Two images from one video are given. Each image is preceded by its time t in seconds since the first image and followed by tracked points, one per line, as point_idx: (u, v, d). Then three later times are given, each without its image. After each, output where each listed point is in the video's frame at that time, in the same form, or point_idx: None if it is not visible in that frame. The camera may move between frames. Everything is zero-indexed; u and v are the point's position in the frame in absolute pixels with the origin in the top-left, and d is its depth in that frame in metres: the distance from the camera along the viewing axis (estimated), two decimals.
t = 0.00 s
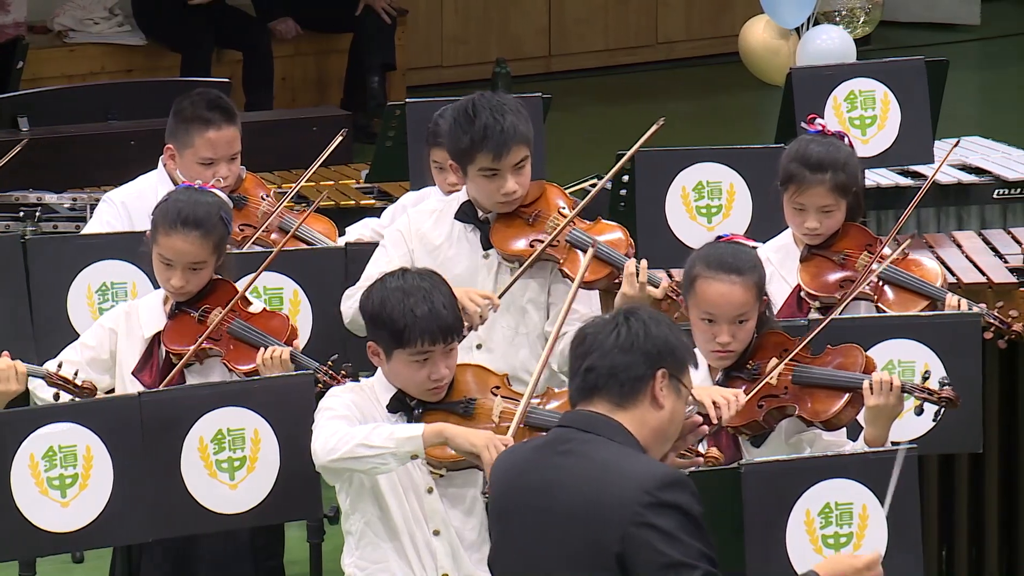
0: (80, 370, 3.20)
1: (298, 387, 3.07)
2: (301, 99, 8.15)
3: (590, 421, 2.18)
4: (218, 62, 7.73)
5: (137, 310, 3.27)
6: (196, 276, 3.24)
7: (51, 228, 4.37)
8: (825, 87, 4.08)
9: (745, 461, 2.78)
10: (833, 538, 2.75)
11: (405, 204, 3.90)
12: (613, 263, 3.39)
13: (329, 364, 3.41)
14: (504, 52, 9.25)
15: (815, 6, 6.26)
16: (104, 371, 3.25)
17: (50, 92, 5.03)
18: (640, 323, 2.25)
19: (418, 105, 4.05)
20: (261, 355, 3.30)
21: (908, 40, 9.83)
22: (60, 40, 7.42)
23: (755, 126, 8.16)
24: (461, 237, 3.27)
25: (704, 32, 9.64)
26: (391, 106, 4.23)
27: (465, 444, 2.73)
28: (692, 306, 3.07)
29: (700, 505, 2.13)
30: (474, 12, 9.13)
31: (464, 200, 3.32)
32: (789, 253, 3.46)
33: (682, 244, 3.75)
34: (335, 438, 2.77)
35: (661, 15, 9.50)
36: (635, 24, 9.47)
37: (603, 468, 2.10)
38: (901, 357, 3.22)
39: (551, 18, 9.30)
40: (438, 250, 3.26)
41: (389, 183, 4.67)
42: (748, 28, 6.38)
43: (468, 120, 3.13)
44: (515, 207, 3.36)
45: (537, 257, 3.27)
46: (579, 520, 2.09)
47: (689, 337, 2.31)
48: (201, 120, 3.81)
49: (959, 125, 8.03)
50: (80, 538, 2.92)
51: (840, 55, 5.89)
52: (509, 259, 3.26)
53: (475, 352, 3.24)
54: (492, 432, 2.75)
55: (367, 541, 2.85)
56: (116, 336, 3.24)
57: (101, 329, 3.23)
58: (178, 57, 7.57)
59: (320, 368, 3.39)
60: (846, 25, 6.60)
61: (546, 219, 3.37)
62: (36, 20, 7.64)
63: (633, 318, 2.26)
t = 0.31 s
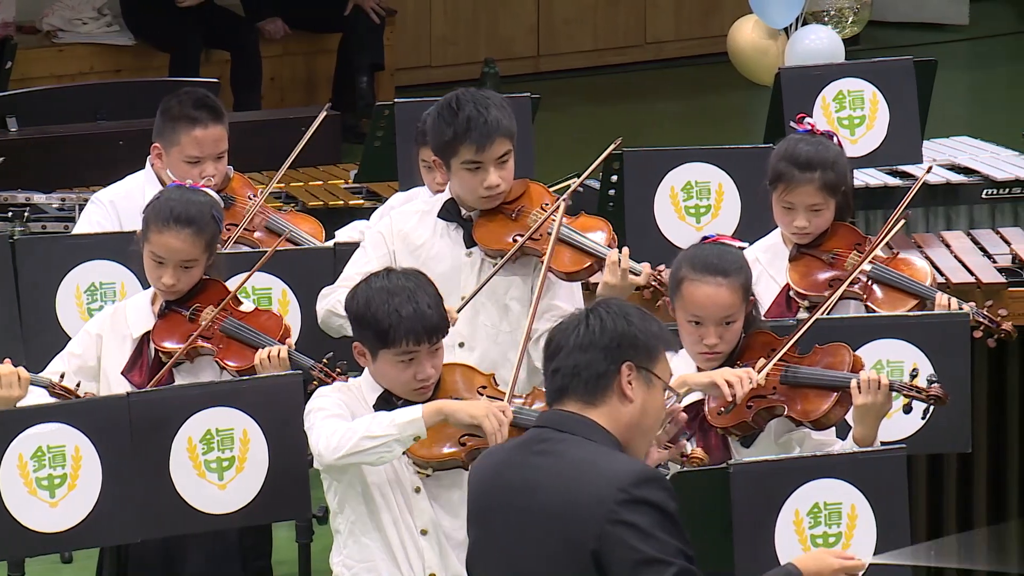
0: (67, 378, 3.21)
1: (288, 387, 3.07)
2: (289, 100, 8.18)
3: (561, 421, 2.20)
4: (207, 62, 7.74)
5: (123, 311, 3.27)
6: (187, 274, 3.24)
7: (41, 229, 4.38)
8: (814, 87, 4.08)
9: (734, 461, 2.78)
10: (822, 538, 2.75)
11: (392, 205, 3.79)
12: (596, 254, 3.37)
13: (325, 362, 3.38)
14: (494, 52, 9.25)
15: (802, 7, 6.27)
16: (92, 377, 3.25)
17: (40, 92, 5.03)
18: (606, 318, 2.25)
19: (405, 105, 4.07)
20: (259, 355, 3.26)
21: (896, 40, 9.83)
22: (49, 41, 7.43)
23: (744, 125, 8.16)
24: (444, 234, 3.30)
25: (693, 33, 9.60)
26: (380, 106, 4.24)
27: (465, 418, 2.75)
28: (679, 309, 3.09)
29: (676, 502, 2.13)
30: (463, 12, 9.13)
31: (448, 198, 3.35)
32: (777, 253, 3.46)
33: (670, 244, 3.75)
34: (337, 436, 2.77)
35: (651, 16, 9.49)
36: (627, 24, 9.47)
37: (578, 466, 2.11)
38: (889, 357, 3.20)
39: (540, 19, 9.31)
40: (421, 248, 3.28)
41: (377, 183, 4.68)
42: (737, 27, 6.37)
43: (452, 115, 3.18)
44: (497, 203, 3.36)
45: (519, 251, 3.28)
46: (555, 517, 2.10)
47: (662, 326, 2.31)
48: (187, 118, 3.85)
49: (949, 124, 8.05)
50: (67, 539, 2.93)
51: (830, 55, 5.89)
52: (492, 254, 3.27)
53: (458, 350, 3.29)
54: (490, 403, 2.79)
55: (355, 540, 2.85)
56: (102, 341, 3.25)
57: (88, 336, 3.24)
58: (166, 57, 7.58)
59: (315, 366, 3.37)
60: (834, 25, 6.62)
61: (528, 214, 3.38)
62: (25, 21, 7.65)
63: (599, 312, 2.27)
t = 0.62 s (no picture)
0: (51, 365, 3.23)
1: (276, 388, 3.06)
2: (276, 100, 8.21)
3: (550, 421, 2.19)
4: (195, 62, 7.77)
5: (111, 307, 3.28)
6: (170, 268, 3.25)
7: (28, 228, 4.38)
8: (801, 87, 4.09)
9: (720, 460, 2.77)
10: (810, 538, 2.76)
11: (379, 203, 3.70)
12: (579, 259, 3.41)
13: (302, 359, 3.40)
14: (481, 52, 9.25)
15: (790, 6, 6.26)
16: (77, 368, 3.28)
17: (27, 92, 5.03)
18: (592, 318, 2.27)
19: (392, 105, 4.08)
20: (240, 348, 3.27)
21: (884, 40, 9.85)
22: (36, 41, 7.44)
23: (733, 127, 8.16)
24: (426, 237, 3.31)
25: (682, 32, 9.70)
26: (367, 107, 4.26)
27: (439, 440, 2.73)
28: (670, 308, 3.08)
29: (659, 502, 2.14)
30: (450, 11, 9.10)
31: (429, 200, 3.37)
32: (765, 253, 3.45)
33: (659, 246, 3.76)
34: (309, 443, 2.78)
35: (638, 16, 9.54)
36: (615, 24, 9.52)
37: (560, 467, 2.11)
38: (877, 357, 3.19)
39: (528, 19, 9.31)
40: (403, 251, 3.30)
41: (364, 183, 4.70)
42: (724, 27, 6.37)
43: (436, 117, 3.21)
44: (480, 207, 3.39)
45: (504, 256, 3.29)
46: (537, 518, 2.09)
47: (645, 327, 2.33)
48: (177, 119, 3.88)
49: (937, 124, 8.08)
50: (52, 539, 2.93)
51: (817, 54, 5.90)
52: (475, 257, 3.29)
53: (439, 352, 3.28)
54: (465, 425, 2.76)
55: (345, 541, 2.86)
56: (89, 333, 3.26)
57: (74, 326, 3.26)
58: (153, 57, 7.59)
59: (293, 363, 3.39)
60: (822, 25, 6.62)
61: (512, 217, 3.41)
62: (12, 21, 7.66)
63: (584, 312, 2.28)
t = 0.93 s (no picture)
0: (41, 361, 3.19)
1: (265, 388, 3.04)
2: (265, 100, 8.20)
3: (548, 422, 2.19)
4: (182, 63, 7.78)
5: (97, 306, 3.30)
6: (160, 262, 3.24)
7: (17, 229, 4.39)
8: (789, 87, 4.09)
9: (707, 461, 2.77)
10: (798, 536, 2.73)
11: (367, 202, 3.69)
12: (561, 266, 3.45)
13: (288, 347, 3.40)
14: (469, 51, 9.25)
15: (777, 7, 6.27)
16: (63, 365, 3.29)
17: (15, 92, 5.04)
18: (577, 313, 2.24)
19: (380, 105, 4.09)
20: (222, 339, 3.29)
21: (873, 40, 9.97)
22: (23, 41, 7.46)
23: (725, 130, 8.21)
24: (410, 240, 3.34)
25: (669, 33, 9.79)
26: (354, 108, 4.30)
27: (433, 439, 2.72)
28: (658, 307, 3.05)
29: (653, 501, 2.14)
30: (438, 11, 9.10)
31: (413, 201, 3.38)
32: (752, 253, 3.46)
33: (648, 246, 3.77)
34: (303, 440, 2.78)
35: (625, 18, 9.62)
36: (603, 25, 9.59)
37: (557, 468, 2.11)
38: (865, 356, 3.17)
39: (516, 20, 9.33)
40: (388, 253, 3.33)
41: (352, 184, 4.75)
42: (712, 27, 6.36)
43: (418, 122, 3.23)
44: (464, 210, 3.41)
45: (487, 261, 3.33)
46: (533, 520, 2.09)
47: (635, 314, 2.29)
48: (168, 118, 3.89)
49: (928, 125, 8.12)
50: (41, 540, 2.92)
51: (805, 55, 5.91)
52: (458, 262, 3.33)
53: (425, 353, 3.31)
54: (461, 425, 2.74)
55: (334, 541, 2.84)
56: (76, 330, 3.28)
57: (61, 323, 3.27)
58: (140, 58, 7.61)
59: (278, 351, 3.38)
60: (810, 25, 6.63)
61: (496, 222, 3.42)
62: None
63: (569, 306, 2.26)
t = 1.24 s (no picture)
0: (25, 369, 3.23)
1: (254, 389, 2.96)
2: (252, 99, 8.36)
3: (543, 425, 2.18)
4: (169, 63, 7.87)
5: (83, 310, 3.30)
6: (145, 268, 3.26)
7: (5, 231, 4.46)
8: (777, 86, 4.16)
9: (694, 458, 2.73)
10: (785, 537, 2.71)
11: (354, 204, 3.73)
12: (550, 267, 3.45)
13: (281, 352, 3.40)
14: (456, 52, 9.35)
15: (764, 7, 6.27)
16: (49, 371, 3.28)
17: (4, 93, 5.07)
18: (561, 315, 2.23)
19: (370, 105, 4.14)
20: (214, 345, 3.30)
21: (860, 40, 10.15)
22: (11, 41, 7.53)
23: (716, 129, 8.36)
24: (397, 241, 3.33)
25: (658, 32, 9.87)
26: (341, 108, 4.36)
27: (436, 419, 2.66)
28: (642, 307, 3.01)
29: (642, 505, 2.12)
30: (424, 11, 9.19)
31: (400, 202, 3.38)
32: (740, 253, 3.47)
33: (634, 246, 3.86)
34: (308, 435, 2.69)
35: (611, 19, 9.69)
36: (588, 24, 9.66)
37: (547, 470, 2.10)
38: (852, 357, 3.13)
39: (502, 18, 9.41)
40: (376, 254, 3.33)
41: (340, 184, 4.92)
42: (699, 27, 6.36)
43: (404, 123, 3.22)
44: (452, 211, 3.42)
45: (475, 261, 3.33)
46: (524, 522, 2.08)
47: (624, 311, 2.28)
48: (156, 119, 3.90)
49: (921, 125, 8.15)
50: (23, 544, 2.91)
51: (792, 54, 5.92)
52: (445, 262, 3.33)
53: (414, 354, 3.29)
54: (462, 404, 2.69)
55: (322, 540, 2.76)
56: (63, 336, 3.28)
57: (47, 329, 3.28)
58: (128, 58, 7.70)
59: (271, 356, 3.37)
60: (797, 25, 6.64)
61: (483, 222, 3.43)
62: None
63: (554, 308, 2.25)
